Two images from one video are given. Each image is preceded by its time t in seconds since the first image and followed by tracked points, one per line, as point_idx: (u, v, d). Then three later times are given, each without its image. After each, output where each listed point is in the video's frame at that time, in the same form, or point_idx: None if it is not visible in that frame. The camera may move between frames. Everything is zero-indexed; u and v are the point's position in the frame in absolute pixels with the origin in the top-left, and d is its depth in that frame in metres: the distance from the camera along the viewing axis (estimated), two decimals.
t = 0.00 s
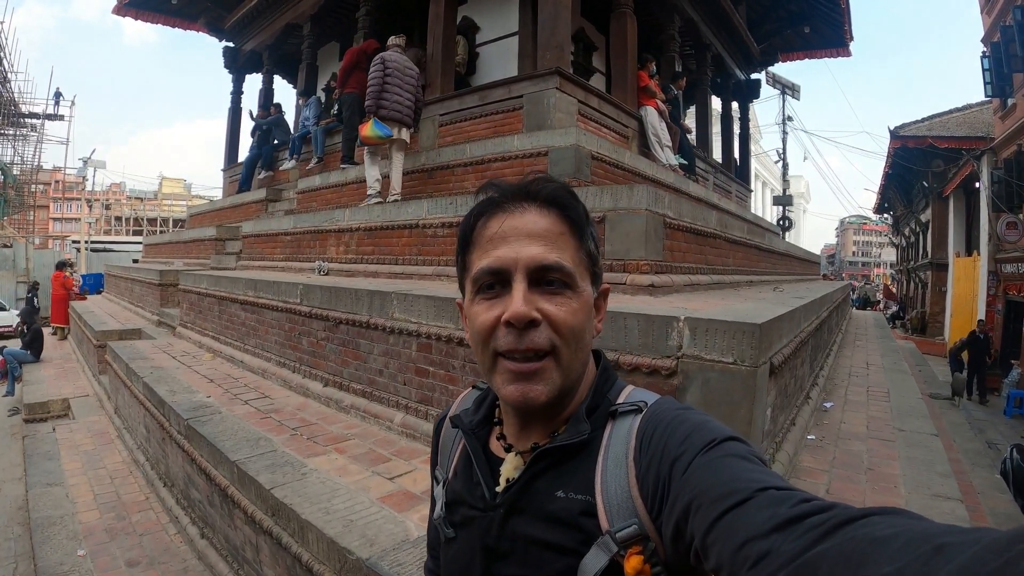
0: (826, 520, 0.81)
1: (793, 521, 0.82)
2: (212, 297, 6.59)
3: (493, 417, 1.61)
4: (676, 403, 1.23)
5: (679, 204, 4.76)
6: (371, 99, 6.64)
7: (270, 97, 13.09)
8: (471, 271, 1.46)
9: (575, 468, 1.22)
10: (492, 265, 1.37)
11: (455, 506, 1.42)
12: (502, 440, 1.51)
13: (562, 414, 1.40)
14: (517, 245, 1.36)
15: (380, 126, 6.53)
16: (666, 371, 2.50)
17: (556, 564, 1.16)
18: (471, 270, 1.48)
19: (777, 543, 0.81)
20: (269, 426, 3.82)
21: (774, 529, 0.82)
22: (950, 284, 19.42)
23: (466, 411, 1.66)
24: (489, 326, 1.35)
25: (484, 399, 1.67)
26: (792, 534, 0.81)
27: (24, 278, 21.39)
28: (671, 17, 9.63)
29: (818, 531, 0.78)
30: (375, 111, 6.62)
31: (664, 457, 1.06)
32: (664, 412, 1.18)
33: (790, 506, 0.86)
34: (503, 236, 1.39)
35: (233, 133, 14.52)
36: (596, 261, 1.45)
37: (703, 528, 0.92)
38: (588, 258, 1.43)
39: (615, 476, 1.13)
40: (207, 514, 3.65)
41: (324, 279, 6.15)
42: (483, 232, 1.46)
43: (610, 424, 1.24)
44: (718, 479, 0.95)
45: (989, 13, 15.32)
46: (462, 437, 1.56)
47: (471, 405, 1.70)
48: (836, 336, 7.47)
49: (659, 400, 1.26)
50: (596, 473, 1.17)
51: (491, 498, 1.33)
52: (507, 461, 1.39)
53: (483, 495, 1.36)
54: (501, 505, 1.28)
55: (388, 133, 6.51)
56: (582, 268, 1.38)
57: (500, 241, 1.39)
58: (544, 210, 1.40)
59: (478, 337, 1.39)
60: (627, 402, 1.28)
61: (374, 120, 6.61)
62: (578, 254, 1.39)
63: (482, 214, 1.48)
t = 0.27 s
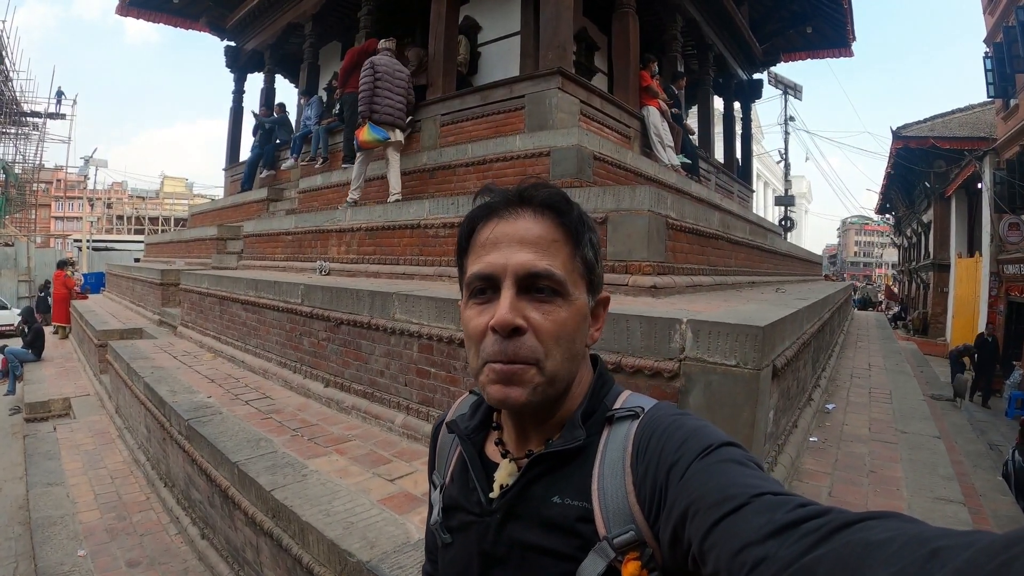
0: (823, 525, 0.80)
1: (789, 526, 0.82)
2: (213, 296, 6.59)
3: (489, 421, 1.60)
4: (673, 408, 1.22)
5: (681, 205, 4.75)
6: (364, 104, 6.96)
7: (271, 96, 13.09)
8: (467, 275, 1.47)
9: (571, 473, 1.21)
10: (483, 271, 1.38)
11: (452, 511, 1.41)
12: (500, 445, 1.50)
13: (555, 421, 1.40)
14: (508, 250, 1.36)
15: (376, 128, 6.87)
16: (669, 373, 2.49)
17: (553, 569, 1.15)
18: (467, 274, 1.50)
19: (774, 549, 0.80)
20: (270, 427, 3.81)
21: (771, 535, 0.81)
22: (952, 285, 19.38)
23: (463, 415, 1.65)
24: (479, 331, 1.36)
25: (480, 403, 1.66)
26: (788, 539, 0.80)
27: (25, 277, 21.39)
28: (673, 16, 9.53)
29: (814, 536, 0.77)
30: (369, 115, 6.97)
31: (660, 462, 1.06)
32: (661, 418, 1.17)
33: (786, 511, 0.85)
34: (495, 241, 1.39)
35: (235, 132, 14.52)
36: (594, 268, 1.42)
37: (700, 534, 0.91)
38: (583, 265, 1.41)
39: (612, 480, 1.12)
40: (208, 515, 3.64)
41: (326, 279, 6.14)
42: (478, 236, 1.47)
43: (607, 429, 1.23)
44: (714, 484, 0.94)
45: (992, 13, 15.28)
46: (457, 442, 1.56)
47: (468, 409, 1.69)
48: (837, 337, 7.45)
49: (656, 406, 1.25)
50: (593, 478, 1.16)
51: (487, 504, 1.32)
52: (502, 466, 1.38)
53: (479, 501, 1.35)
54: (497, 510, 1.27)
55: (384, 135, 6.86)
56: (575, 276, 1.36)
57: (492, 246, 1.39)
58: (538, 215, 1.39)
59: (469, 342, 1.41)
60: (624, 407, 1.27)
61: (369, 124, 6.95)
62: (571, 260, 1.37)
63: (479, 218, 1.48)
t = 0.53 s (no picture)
0: (829, 518, 0.80)
1: (796, 519, 0.82)
2: (216, 294, 6.60)
3: (494, 414, 1.61)
4: (677, 400, 1.22)
5: (684, 204, 4.76)
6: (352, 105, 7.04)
7: (273, 95, 13.11)
8: (473, 266, 1.49)
9: (576, 465, 1.22)
10: (488, 262, 1.39)
11: (457, 503, 1.42)
12: (505, 437, 1.51)
13: (560, 413, 1.40)
14: (513, 241, 1.37)
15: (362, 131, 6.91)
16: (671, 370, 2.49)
17: (558, 562, 1.16)
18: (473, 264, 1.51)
19: (781, 542, 0.81)
20: (273, 424, 3.82)
21: (777, 528, 0.82)
22: (954, 285, 19.37)
23: (467, 407, 1.66)
24: (483, 321, 1.38)
25: (485, 396, 1.67)
26: (795, 533, 0.81)
27: (27, 275, 21.41)
28: (675, 16, 9.55)
29: (820, 529, 0.78)
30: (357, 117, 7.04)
31: (665, 455, 1.06)
32: (666, 410, 1.17)
33: (792, 504, 0.86)
34: (502, 232, 1.41)
35: (237, 131, 14.54)
36: (601, 261, 1.42)
37: (706, 527, 0.92)
38: (590, 258, 1.41)
39: (617, 473, 1.13)
40: (211, 511, 3.65)
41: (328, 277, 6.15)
42: (485, 227, 1.48)
43: (613, 422, 1.23)
44: (720, 477, 0.95)
45: (994, 13, 15.27)
46: (463, 434, 1.57)
47: (473, 401, 1.69)
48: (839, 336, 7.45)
49: (661, 398, 1.26)
50: (598, 470, 1.16)
51: (491, 495, 1.33)
52: (505, 458, 1.39)
53: (483, 491, 1.35)
54: (501, 501, 1.28)
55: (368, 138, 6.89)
56: (582, 268, 1.36)
57: (498, 237, 1.41)
58: (545, 207, 1.40)
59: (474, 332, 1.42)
60: (630, 400, 1.28)
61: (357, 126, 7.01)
62: (577, 252, 1.37)
63: (486, 209, 1.50)
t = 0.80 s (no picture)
0: (829, 520, 0.83)
1: (797, 520, 0.85)
2: (218, 294, 6.63)
3: (493, 413, 1.64)
4: (677, 400, 1.25)
5: (683, 204, 4.78)
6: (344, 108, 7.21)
7: (276, 95, 13.15)
8: (476, 264, 1.52)
9: (575, 465, 1.25)
10: (491, 261, 1.42)
11: (455, 501, 1.45)
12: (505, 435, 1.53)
13: (561, 413, 1.43)
14: (517, 240, 1.40)
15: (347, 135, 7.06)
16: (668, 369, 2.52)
17: (555, 561, 1.19)
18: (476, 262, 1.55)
19: (781, 544, 0.84)
20: (276, 422, 3.85)
21: (777, 529, 0.85)
22: (955, 286, 19.38)
23: (466, 407, 1.70)
24: (487, 320, 1.41)
25: (484, 394, 1.70)
26: (795, 534, 0.84)
27: (29, 275, 21.43)
28: (676, 17, 9.58)
29: (822, 530, 0.81)
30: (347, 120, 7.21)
31: (667, 456, 1.09)
32: (667, 410, 1.20)
33: (793, 505, 0.89)
34: (506, 230, 1.44)
35: (239, 132, 14.58)
36: (603, 261, 1.45)
37: (707, 527, 0.95)
38: (593, 258, 1.44)
39: (618, 474, 1.16)
40: (214, 508, 3.68)
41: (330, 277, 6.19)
42: (489, 225, 1.51)
43: (614, 421, 1.26)
44: (721, 479, 0.98)
45: (995, 14, 15.28)
46: (462, 432, 1.60)
47: (473, 400, 1.73)
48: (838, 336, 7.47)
49: (662, 398, 1.29)
50: (598, 470, 1.19)
51: (488, 492, 1.36)
52: (503, 457, 1.42)
53: (481, 489, 1.38)
54: (499, 499, 1.32)
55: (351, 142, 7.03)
56: (584, 268, 1.39)
57: (502, 236, 1.44)
58: (549, 205, 1.42)
59: (477, 330, 1.45)
60: (630, 400, 1.31)
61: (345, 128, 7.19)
62: (581, 251, 1.40)
63: (489, 207, 1.53)
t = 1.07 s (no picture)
0: (831, 519, 0.87)
1: (799, 519, 0.89)
2: (222, 293, 6.69)
3: (489, 405, 1.69)
4: (676, 398, 1.29)
5: (682, 206, 4.84)
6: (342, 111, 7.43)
7: (278, 95, 13.21)
8: (484, 257, 1.54)
9: (573, 462, 1.29)
10: (501, 254, 1.45)
11: (448, 493, 1.50)
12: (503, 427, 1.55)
13: (562, 409, 1.46)
14: (527, 235, 1.43)
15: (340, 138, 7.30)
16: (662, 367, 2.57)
17: (551, 557, 1.23)
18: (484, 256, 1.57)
19: (782, 542, 0.88)
20: (279, 418, 3.90)
21: (780, 528, 0.89)
22: (954, 287, 19.41)
23: (462, 398, 1.75)
24: (494, 313, 1.45)
25: (480, 386, 1.75)
26: (798, 533, 0.87)
27: (31, 273, 21.50)
28: (676, 18, 9.60)
29: (824, 529, 0.84)
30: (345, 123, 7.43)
31: (668, 454, 1.13)
32: (668, 407, 1.24)
33: (795, 504, 0.92)
34: (515, 224, 1.46)
35: (241, 131, 14.65)
36: (609, 257, 1.49)
37: (708, 525, 0.98)
38: (600, 254, 1.47)
39: (619, 471, 1.19)
40: (218, 504, 3.74)
41: (332, 276, 6.24)
42: (498, 218, 1.54)
43: (613, 418, 1.30)
44: (722, 477, 1.01)
45: (995, 16, 15.33)
46: (457, 424, 1.65)
47: (469, 392, 1.78)
48: (837, 337, 7.52)
49: (662, 394, 1.32)
50: (597, 467, 1.23)
51: (483, 485, 1.40)
52: (498, 450, 1.46)
53: (476, 482, 1.43)
54: (494, 492, 1.36)
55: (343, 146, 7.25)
56: (593, 264, 1.42)
57: (512, 229, 1.46)
58: (559, 201, 1.45)
59: (483, 323, 1.49)
60: (630, 396, 1.34)
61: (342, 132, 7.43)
62: (590, 247, 1.44)
63: (499, 199, 1.56)
